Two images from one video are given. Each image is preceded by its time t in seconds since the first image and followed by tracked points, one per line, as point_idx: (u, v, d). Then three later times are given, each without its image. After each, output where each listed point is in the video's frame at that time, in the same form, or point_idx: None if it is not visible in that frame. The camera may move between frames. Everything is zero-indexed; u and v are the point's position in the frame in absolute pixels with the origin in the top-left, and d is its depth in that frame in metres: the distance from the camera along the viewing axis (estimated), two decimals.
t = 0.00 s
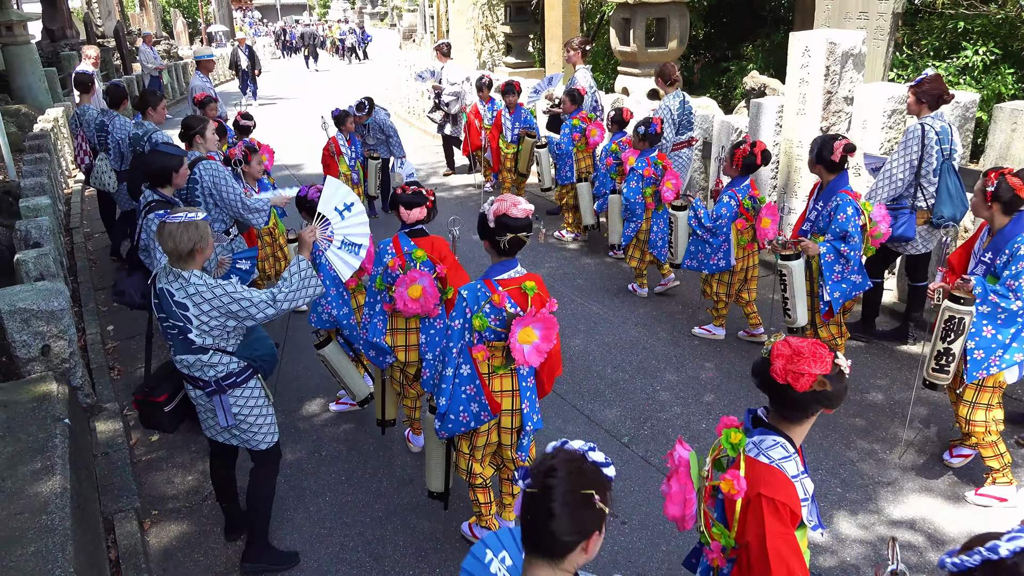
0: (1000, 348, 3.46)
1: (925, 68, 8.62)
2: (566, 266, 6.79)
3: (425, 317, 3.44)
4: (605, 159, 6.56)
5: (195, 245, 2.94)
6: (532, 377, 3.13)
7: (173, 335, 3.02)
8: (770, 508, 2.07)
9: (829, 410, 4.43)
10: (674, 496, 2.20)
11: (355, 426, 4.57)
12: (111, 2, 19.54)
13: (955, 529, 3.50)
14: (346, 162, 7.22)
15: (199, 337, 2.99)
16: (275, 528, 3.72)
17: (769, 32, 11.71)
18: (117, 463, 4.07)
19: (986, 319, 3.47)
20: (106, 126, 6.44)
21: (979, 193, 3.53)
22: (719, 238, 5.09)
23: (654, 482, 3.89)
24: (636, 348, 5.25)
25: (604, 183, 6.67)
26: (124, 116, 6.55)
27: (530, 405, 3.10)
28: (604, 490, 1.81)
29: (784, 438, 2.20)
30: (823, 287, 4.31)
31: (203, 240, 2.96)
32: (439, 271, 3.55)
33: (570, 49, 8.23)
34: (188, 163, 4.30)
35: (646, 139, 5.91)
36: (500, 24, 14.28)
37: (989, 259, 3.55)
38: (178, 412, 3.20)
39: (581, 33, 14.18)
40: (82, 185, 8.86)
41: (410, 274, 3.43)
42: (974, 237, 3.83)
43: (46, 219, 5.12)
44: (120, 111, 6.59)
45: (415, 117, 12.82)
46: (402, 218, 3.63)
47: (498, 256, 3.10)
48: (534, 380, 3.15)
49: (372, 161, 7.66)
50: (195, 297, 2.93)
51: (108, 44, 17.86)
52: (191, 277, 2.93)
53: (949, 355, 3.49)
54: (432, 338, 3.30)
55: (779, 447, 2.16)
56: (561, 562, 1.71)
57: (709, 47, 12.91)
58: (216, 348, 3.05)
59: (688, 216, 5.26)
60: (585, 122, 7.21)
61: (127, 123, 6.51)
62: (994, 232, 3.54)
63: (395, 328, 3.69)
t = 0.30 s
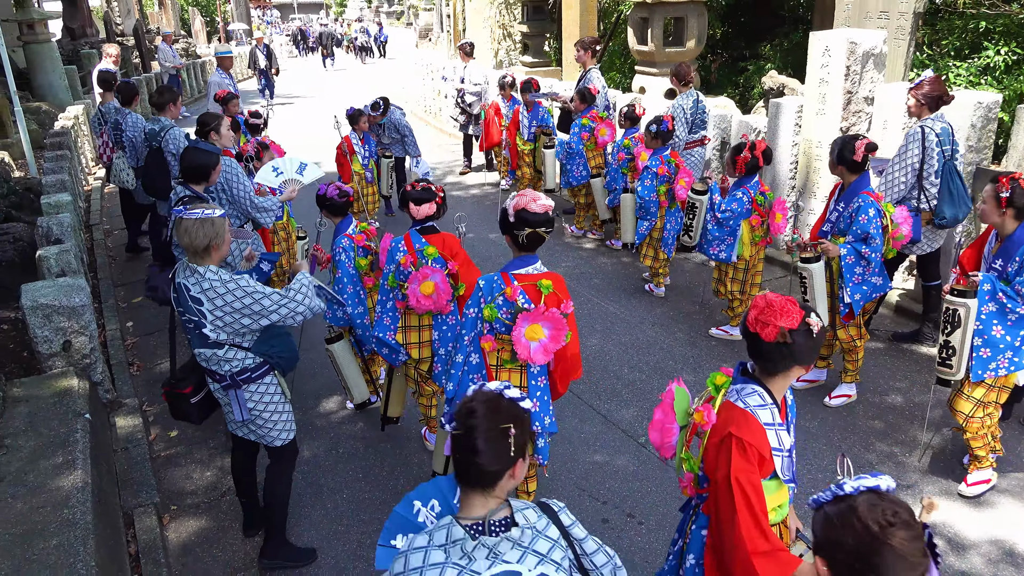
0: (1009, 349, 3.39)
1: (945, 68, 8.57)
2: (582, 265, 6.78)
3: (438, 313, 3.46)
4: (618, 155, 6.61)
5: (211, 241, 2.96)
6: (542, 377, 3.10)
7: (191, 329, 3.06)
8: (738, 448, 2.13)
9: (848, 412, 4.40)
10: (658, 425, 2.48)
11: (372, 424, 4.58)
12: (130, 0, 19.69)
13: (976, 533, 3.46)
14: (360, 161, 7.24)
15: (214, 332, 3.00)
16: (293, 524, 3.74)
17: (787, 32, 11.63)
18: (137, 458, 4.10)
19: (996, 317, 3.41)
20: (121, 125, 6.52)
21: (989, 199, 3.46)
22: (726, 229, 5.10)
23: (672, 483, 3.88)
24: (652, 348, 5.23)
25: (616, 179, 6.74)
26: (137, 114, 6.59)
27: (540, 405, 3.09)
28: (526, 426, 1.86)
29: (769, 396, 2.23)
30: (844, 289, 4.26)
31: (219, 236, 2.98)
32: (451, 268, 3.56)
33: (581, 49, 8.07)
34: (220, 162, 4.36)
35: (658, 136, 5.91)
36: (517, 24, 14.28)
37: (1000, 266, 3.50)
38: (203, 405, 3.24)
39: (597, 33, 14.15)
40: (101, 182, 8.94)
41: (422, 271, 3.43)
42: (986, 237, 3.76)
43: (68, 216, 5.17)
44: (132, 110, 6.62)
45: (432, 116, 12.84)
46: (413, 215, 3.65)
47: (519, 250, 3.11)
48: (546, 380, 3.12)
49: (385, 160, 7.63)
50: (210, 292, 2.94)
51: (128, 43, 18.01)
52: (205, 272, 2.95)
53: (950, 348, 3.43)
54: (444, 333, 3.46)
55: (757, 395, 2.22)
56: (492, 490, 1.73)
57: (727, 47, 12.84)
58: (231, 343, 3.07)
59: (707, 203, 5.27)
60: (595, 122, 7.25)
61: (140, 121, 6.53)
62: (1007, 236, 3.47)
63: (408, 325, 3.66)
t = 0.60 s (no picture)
0: None
1: (963, 69, 8.53)
2: (595, 265, 6.77)
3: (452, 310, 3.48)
4: (623, 153, 6.62)
5: (226, 233, 2.98)
6: (543, 375, 3.08)
7: (205, 321, 3.07)
8: (720, 427, 2.20)
9: (862, 415, 4.37)
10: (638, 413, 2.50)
11: (386, 421, 4.58)
12: None
13: (992, 539, 3.43)
14: (370, 159, 7.27)
15: (228, 323, 3.02)
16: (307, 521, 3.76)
17: (803, 32, 11.57)
18: (152, 453, 4.13)
19: (1011, 327, 3.35)
20: (130, 123, 6.63)
21: (999, 208, 3.29)
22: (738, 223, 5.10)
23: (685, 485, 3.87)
24: (666, 348, 5.22)
25: (620, 177, 6.73)
26: (147, 111, 6.71)
27: (537, 403, 3.07)
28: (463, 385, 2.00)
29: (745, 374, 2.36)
30: (862, 290, 4.23)
31: (234, 229, 3.00)
32: (465, 264, 3.54)
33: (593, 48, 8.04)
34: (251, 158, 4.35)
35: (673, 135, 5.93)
36: (532, 23, 14.27)
37: (1010, 277, 3.37)
38: (223, 399, 3.26)
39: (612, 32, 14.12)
40: (117, 177, 9.00)
41: (434, 267, 3.46)
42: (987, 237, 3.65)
43: (85, 212, 5.22)
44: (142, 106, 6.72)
45: (445, 114, 12.85)
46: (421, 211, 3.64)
47: (527, 245, 3.16)
48: (546, 379, 3.08)
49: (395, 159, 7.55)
50: (224, 284, 2.96)
51: (144, 40, 18.12)
52: (220, 265, 2.97)
53: (949, 358, 3.46)
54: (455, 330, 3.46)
55: (733, 375, 2.32)
56: (431, 444, 1.85)
57: (742, 47, 12.79)
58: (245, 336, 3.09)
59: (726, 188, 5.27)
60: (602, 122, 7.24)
61: (150, 118, 6.69)
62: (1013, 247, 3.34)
63: (422, 322, 3.66)
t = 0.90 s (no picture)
0: None
1: (976, 73, 8.56)
2: (604, 265, 6.77)
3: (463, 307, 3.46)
4: (630, 152, 6.68)
5: (244, 226, 2.98)
6: (535, 370, 3.10)
7: (221, 315, 3.09)
8: (692, 421, 2.34)
9: (872, 419, 4.36)
10: (609, 409, 2.61)
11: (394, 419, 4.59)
12: None
13: (1001, 545, 3.42)
14: (379, 157, 7.26)
15: (244, 316, 3.04)
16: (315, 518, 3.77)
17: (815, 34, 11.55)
18: (161, 448, 4.14)
19: None
20: (134, 119, 6.61)
21: (1011, 217, 3.23)
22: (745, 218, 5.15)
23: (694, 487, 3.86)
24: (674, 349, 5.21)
25: (628, 175, 6.79)
26: (150, 108, 6.71)
27: (529, 398, 3.10)
28: (444, 351, 2.08)
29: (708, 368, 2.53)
30: (864, 288, 4.23)
31: (251, 222, 3.00)
32: (474, 262, 3.53)
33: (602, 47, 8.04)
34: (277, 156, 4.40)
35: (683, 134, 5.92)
36: (543, 22, 14.28)
37: None
38: (230, 392, 3.29)
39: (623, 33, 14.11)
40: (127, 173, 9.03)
41: (442, 264, 3.42)
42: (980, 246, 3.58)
43: (96, 207, 5.24)
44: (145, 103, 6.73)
45: (455, 113, 12.87)
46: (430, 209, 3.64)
47: (511, 246, 3.13)
48: (538, 374, 3.10)
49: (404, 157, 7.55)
50: (241, 276, 2.97)
51: (155, 37, 18.15)
52: (236, 258, 2.97)
53: (975, 370, 3.42)
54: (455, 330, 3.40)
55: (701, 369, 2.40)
56: (409, 410, 2.00)
57: (753, 48, 12.78)
58: (259, 331, 3.10)
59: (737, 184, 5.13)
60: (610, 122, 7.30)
61: (153, 116, 6.69)
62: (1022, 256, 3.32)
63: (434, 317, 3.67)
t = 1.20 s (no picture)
0: None
1: (986, 78, 8.56)
2: (611, 268, 6.77)
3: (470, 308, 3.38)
4: (638, 151, 6.66)
5: (269, 226, 3.10)
6: (519, 366, 3.18)
7: (247, 313, 3.18)
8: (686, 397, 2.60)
9: (880, 424, 4.35)
10: (606, 395, 2.77)
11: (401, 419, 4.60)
12: None
13: (1009, 551, 3.41)
14: (387, 158, 7.30)
15: (272, 313, 3.13)
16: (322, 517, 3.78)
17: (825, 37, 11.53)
18: (170, 446, 4.16)
19: None
20: (145, 115, 6.68)
21: None
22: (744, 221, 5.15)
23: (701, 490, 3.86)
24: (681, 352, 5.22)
25: (636, 175, 6.80)
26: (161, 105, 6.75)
27: (516, 394, 3.17)
28: (440, 310, 2.32)
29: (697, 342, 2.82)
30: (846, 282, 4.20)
31: (276, 222, 3.12)
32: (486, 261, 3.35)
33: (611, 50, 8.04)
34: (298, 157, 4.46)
35: (684, 135, 5.95)
36: (552, 24, 14.28)
37: None
38: (248, 390, 3.34)
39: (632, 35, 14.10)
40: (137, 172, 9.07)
41: (450, 264, 3.30)
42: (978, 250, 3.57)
43: (106, 205, 5.27)
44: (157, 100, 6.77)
45: (463, 114, 12.88)
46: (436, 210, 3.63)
47: (487, 243, 3.27)
48: (523, 369, 3.18)
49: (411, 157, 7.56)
50: (268, 274, 3.07)
51: (165, 36, 18.20)
52: (264, 255, 3.08)
53: None
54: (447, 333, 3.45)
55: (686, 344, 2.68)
56: (403, 359, 2.25)
57: (762, 51, 12.77)
58: (286, 327, 3.18)
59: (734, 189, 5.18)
60: (618, 123, 7.33)
61: (164, 113, 6.73)
62: None
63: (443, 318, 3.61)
